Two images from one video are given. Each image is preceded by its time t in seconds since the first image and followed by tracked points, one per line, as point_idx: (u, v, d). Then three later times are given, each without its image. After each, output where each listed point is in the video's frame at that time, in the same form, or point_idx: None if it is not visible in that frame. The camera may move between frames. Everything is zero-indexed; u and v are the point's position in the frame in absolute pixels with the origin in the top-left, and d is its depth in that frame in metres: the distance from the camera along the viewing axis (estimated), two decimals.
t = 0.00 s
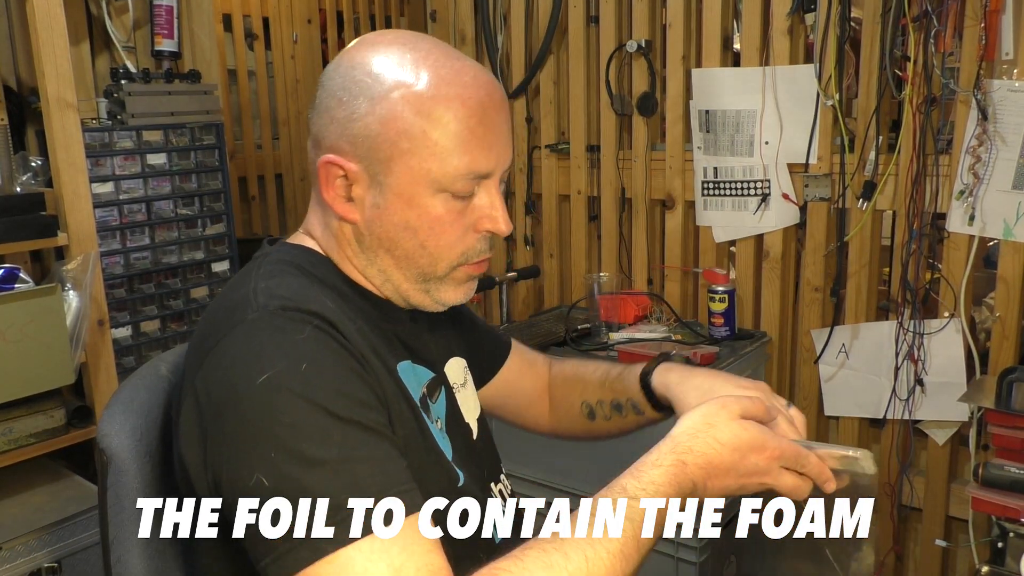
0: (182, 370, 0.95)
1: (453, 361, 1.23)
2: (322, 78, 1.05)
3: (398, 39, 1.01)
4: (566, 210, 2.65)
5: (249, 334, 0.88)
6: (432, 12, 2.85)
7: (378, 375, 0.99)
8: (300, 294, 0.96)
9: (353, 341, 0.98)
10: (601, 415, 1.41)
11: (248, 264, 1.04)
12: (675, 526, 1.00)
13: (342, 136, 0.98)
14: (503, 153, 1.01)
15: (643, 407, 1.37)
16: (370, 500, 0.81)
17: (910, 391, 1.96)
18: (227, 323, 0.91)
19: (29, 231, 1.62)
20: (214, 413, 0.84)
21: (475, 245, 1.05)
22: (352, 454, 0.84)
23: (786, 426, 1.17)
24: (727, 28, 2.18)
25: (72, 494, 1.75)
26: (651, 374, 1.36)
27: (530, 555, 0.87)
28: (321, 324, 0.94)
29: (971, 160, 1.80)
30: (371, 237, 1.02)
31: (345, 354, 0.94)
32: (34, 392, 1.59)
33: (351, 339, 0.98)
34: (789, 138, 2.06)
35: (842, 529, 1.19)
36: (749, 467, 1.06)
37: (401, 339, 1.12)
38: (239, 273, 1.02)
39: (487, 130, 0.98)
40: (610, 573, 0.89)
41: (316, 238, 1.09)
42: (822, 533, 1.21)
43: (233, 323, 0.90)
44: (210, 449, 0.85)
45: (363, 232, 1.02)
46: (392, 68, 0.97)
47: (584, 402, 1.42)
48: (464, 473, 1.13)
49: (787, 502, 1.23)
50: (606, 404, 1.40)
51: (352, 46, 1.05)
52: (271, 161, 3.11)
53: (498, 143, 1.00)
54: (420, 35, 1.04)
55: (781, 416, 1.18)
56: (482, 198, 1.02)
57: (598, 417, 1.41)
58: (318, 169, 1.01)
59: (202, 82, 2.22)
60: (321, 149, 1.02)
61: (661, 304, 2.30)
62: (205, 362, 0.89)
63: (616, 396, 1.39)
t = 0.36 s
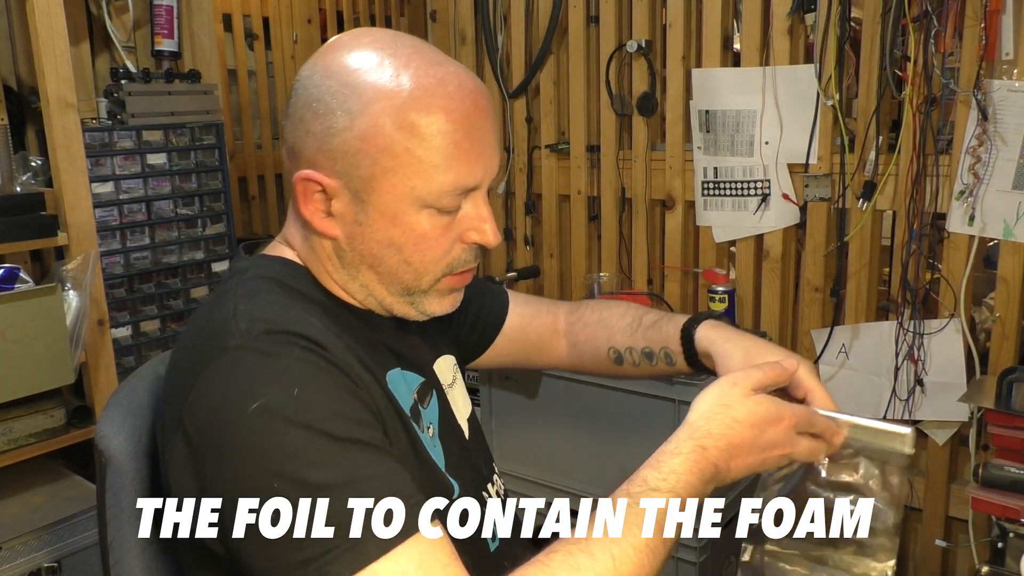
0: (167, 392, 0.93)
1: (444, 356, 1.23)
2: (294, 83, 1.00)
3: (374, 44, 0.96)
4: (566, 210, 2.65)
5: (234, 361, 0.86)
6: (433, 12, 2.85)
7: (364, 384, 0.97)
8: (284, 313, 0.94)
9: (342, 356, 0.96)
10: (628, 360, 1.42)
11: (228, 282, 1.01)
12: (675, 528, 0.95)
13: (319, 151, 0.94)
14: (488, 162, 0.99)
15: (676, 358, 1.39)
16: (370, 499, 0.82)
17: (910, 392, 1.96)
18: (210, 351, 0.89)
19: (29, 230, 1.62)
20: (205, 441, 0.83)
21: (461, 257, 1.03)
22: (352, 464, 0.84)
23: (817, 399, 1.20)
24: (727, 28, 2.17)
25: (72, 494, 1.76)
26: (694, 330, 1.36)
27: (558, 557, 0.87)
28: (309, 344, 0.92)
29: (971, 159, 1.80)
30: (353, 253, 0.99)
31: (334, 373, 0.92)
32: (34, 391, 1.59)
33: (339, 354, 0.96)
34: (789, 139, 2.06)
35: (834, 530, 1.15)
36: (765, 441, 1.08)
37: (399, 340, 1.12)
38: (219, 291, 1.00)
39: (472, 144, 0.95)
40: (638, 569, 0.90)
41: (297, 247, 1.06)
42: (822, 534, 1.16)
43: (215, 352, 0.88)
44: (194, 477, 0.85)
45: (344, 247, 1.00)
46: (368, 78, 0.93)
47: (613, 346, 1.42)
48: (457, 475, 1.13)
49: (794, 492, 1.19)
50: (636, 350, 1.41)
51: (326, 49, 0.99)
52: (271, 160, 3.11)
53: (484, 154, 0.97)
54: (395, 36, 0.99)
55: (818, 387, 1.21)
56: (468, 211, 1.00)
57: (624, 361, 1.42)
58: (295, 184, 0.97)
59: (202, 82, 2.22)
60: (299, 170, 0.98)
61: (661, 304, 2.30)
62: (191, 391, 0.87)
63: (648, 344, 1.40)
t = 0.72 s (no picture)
0: (161, 416, 0.91)
1: (438, 360, 1.21)
2: (257, 106, 0.96)
3: (333, 63, 0.91)
4: (566, 210, 2.65)
5: (238, 423, 0.83)
6: (433, 12, 2.85)
7: (366, 420, 0.95)
8: (288, 364, 0.90)
9: (345, 395, 0.94)
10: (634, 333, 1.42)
11: (222, 317, 0.97)
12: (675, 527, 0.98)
13: (286, 182, 0.91)
14: (473, 184, 0.94)
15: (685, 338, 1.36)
16: (369, 499, 0.85)
17: (910, 392, 1.95)
18: (211, 408, 0.85)
19: (29, 229, 1.62)
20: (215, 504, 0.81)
21: (451, 283, 0.99)
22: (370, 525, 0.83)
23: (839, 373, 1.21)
24: (727, 28, 2.18)
25: (72, 494, 1.76)
26: (710, 316, 1.32)
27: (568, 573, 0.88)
28: (318, 399, 0.89)
29: (971, 160, 1.80)
30: (332, 287, 0.96)
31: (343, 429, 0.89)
32: (33, 391, 1.59)
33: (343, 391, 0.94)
34: (789, 139, 2.06)
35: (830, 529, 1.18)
36: (729, 436, 1.04)
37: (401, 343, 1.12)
38: (215, 327, 0.96)
39: (451, 169, 0.91)
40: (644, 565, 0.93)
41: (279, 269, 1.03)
42: (822, 534, 1.20)
43: (217, 410, 0.85)
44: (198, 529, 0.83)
45: (325, 282, 0.96)
46: (328, 105, 0.88)
47: (620, 319, 1.42)
48: (456, 477, 1.12)
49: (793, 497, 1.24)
50: (644, 326, 1.40)
51: (287, 68, 0.95)
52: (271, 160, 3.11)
53: (467, 175, 0.93)
54: (362, 49, 0.94)
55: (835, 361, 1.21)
56: (455, 237, 0.96)
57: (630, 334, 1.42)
58: (266, 222, 0.95)
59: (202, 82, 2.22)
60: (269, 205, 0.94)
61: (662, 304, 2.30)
62: (194, 448, 0.84)
63: (658, 322, 1.39)
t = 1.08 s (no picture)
0: (155, 426, 0.91)
1: (439, 371, 1.24)
2: (254, 130, 0.93)
3: (335, 88, 0.88)
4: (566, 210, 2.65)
5: (229, 472, 0.82)
6: (433, 12, 2.85)
7: (361, 458, 0.94)
8: (285, 408, 0.88)
9: (341, 432, 0.92)
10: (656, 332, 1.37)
11: (221, 342, 0.95)
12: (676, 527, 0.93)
13: (281, 200, 0.89)
14: (486, 210, 0.92)
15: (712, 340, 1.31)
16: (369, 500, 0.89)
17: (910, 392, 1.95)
18: (202, 451, 0.83)
19: (29, 229, 1.62)
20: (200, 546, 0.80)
21: (462, 306, 0.98)
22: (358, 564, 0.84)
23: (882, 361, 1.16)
24: (727, 28, 2.18)
25: (73, 494, 1.76)
26: (743, 319, 1.26)
27: None
28: (315, 447, 0.87)
29: (971, 160, 1.80)
30: (340, 316, 0.94)
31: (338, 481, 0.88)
32: (33, 391, 1.59)
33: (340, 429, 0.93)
34: (789, 139, 2.06)
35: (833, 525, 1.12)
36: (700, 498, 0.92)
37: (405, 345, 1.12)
38: (214, 350, 0.94)
39: (463, 200, 0.89)
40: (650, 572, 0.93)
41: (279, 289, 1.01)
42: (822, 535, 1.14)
43: (207, 454, 0.83)
44: (180, 560, 0.83)
45: (332, 310, 0.94)
46: (333, 136, 0.86)
47: (642, 318, 1.37)
48: (456, 477, 1.13)
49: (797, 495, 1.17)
50: (668, 327, 1.36)
51: (284, 90, 0.92)
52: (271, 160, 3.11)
53: (479, 203, 0.91)
54: (363, 69, 0.91)
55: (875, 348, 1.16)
56: (468, 262, 0.94)
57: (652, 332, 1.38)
58: (267, 253, 0.93)
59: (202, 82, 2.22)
60: (269, 219, 0.93)
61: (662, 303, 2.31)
62: (181, 487, 0.83)
63: (684, 323, 1.34)
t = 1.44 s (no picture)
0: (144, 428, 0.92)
1: (447, 380, 1.20)
2: (258, 141, 0.92)
3: (341, 94, 0.87)
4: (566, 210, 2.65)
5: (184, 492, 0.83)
6: (433, 12, 2.85)
7: (324, 487, 0.93)
8: (252, 437, 0.88)
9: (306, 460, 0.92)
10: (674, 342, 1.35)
11: (223, 347, 0.96)
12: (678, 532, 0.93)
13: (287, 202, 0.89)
14: (500, 211, 0.93)
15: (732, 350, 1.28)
16: (370, 499, 0.97)
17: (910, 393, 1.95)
18: (168, 463, 0.85)
19: (29, 229, 1.62)
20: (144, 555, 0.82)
21: (477, 308, 0.98)
22: None
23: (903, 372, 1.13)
24: (727, 28, 2.17)
25: (73, 494, 1.75)
26: (763, 328, 1.23)
27: None
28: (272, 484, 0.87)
29: (971, 160, 1.80)
30: (353, 325, 0.94)
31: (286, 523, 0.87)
32: (33, 391, 1.59)
33: (308, 460, 0.92)
34: (789, 139, 2.06)
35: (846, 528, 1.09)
36: None
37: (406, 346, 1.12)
38: (207, 359, 0.95)
39: (478, 204, 0.89)
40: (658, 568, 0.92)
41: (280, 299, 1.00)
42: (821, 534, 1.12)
43: (169, 469, 0.85)
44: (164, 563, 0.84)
45: (343, 319, 0.95)
46: (344, 147, 0.86)
47: (658, 327, 1.35)
48: (456, 479, 1.13)
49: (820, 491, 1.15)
50: (684, 336, 1.34)
51: (286, 99, 0.91)
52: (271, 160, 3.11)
53: (493, 205, 0.91)
54: (368, 75, 0.90)
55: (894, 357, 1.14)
56: (483, 265, 0.95)
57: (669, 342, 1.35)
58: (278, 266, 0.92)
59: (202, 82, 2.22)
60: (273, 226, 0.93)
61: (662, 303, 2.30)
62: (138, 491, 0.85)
63: (702, 333, 1.32)
